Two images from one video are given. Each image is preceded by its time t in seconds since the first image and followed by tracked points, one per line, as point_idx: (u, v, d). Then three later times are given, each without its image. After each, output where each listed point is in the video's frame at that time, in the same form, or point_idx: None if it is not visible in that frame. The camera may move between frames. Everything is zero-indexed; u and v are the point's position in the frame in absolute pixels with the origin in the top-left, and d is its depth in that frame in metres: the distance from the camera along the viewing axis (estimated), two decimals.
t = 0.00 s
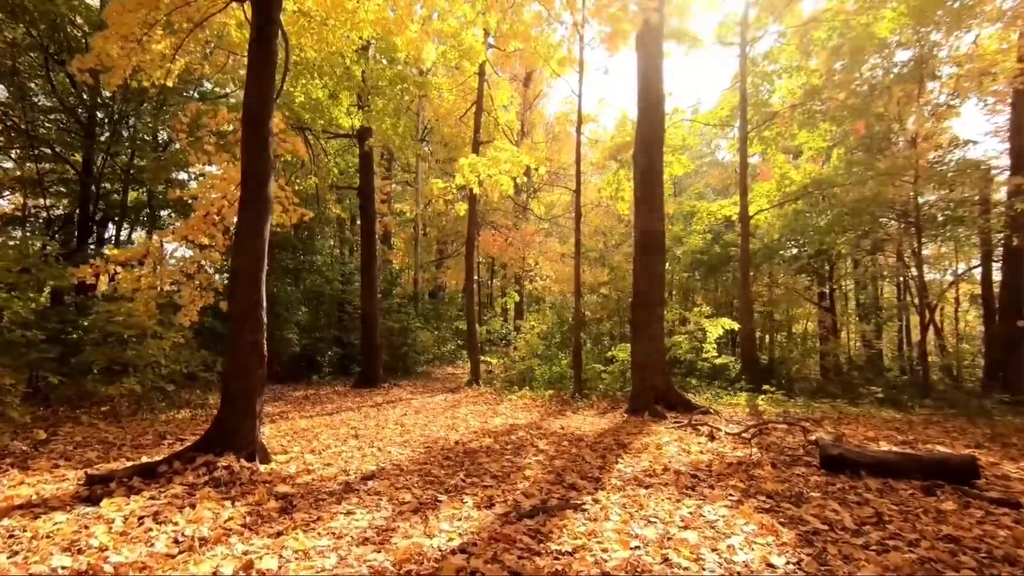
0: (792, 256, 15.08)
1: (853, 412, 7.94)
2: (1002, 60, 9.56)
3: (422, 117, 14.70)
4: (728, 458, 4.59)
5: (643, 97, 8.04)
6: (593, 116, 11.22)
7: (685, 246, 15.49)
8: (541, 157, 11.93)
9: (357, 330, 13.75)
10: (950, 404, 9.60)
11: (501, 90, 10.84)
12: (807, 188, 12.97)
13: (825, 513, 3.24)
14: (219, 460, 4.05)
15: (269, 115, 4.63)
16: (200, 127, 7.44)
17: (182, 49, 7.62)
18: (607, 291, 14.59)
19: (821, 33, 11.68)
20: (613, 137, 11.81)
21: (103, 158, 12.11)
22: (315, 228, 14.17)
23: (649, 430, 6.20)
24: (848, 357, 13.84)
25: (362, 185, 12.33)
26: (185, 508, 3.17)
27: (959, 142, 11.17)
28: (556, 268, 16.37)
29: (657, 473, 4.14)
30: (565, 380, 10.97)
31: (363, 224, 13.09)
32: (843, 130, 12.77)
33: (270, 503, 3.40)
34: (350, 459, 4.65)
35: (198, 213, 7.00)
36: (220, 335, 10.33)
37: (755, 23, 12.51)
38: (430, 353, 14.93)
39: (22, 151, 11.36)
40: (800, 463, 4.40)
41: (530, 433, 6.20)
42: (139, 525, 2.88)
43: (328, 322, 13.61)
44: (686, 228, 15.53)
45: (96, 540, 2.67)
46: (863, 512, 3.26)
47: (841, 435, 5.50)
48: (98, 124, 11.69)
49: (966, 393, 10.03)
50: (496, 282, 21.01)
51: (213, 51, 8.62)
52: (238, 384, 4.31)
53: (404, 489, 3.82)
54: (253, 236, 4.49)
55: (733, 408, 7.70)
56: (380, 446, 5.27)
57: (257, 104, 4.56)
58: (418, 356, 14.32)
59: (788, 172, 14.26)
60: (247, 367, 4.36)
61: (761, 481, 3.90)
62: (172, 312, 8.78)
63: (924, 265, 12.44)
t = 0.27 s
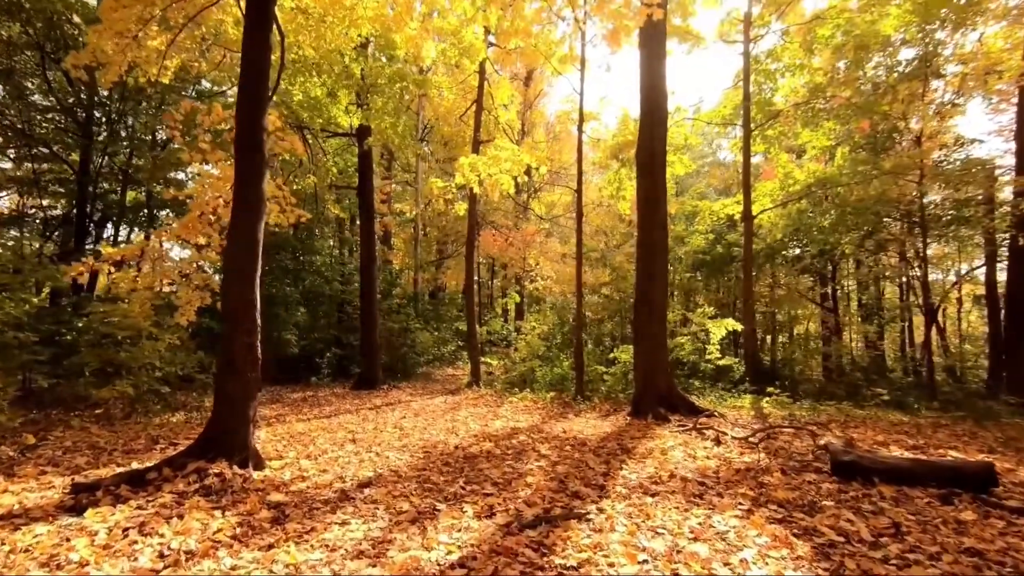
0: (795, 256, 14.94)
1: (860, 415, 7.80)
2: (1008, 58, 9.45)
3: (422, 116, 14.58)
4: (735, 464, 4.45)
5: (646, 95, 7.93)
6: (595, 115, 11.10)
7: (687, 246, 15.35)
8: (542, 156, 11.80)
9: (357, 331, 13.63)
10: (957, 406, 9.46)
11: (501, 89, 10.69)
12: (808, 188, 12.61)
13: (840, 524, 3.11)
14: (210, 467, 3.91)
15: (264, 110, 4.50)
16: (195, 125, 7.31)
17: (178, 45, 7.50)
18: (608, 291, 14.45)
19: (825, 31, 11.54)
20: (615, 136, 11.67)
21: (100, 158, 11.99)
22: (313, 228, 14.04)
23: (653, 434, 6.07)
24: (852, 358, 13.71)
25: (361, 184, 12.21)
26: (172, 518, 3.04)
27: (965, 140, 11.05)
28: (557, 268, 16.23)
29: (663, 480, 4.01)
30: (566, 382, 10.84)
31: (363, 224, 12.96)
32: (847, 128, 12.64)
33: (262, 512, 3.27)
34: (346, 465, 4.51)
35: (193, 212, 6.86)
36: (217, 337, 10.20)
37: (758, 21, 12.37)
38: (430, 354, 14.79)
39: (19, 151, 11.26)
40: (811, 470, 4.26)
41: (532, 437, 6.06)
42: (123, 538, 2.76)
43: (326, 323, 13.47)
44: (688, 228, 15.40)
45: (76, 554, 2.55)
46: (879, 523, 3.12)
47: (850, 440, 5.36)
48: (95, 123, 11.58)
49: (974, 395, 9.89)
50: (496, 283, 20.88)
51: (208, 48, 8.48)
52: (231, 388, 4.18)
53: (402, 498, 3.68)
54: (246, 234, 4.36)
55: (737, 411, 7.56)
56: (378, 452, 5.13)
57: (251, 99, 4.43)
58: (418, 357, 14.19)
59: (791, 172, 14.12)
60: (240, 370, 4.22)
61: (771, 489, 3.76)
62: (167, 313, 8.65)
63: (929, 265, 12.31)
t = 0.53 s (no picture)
0: (799, 255, 14.81)
1: (867, 416, 7.68)
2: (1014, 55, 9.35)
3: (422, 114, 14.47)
4: (744, 467, 4.33)
5: (650, 92, 7.83)
6: (597, 113, 10.99)
7: (690, 245, 15.23)
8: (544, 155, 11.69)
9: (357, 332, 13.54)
10: (965, 407, 9.35)
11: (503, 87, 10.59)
12: (813, 187, 12.47)
13: (855, 530, 3.00)
14: (205, 470, 3.81)
15: (261, 106, 4.40)
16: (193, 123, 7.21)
17: (178, 42, 7.41)
18: (611, 291, 14.34)
19: (830, 28, 11.42)
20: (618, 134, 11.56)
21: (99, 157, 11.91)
22: (313, 227, 13.94)
23: (658, 436, 5.95)
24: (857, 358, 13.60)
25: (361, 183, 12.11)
26: (163, 524, 2.93)
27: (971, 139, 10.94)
28: (558, 267, 16.12)
29: (670, 484, 3.90)
30: (569, 383, 10.73)
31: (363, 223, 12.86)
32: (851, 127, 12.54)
33: (257, 517, 3.17)
34: (345, 468, 4.40)
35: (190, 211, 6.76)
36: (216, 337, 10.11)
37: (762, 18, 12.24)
38: (431, 354, 14.69)
39: (18, 150, 11.19)
40: (822, 473, 4.14)
41: (535, 439, 5.95)
42: (111, 545, 2.65)
43: (327, 322, 13.38)
44: (690, 227, 15.28)
45: (61, 563, 2.44)
46: (896, 530, 3.01)
47: (860, 442, 5.24)
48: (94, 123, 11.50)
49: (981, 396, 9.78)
50: (498, 282, 20.78)
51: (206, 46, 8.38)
52: (227, 389, 4.08)
53: (401, 502, 3.58)
54: (243, 232, 4.26)
55: (743, 412, 7.44)
56: (378, 454, 5.02)
57: (248, 94, 4.33)
58: (419, 357, 14.09)
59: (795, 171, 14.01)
60: (236, 370, 4.12)
61: (782, 493, 3.64)
62: (165, 313, 8.55)
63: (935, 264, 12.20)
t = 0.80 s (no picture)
0: (806, 255, 14.66)
1: (879, 418, 7.52)
2: None
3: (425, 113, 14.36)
4: (758, 472, 4.18)
5: (657, 88, 7.68)
6: (603, 110, 10.85)
7: (695, 245, 15.07)
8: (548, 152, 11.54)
9: (359, 332, 13.43)
10: (976, 408, 9.20)
11: (507, 84, 10.45)
12: (823, 185, 12.18)
13: (882, 540, 2.85)
14: (201, 475, 3.68)
15: (259, 99, 4.26)
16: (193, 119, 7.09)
17: (178, 37, 7.30)
18: (615, 291, 14.19)
19: (838, 24, 11.25)
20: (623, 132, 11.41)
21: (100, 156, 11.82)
22: (315, 227, 13.82)
23: (667, 438, 5.80)
24: (864, 359, 13.45)
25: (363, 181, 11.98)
26: (154, 533, 2.79)
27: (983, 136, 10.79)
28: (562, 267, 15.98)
29: (683, 489, 3.75)
30: (573, 384, 10.58)
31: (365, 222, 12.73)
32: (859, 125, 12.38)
33: (254, 525, 3.03)
34: (345, 472, 4.26)
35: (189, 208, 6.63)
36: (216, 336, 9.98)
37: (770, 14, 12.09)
38: (433, 354, 14.57)
39: (17, 148, 11.11)
40: (840, 479, 3.99)
41: (540, 441, 5.81)
42: (99, 556, 2.52)
43: (328, 323, 13.26)
44: (696, 226, 15.12)
45: None
46: (924, 539, 2.86)
47: (877, 445, 5.08)
48: (95, 120, 11.42)
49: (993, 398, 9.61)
50: (500, 283, 20.64)
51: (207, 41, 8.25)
52: (224, 390, 3.94)
53: (405, 509, 3.43)
54: (240, 228, 4.13)
55: (752, 414, 7.29)
56: (380, 457, 4.88)
57: (245, 87, 4.19)
58: (421, 358, 13.97)
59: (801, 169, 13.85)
60: (232, 371, 3.98)
61: (801, 500, 3.49)
62: (164, 313, 8.43)
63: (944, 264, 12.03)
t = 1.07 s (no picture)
0: (812, 255, 14.49)
1: (890, 420, 7.37)
2: None
3: (428, 112, 14.24)
4: (772, 479, 4.03)
5: (663, 85, 7.54)
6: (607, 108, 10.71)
7: (700, 245, 14.92)
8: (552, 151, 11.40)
9: (361, 332, 13.31)
10: (988, 411, 9.04)
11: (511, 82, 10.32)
12: (830, 183, 11.93)
13: (907, 553, 2.71)
14: (196, 482, 3.55)
15: (256, 95, 4.14)
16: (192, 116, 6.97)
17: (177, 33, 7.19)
18: (619, 291, 14.05)
19: (847, 20, 11.10)
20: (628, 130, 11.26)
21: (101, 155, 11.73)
22: (317, 226, 13.71)
23: (675, 443, 5.66)
24: (872, 360, 13.28)
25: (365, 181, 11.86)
26: (144, 546, 2.67)
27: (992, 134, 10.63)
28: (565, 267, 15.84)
29: (695, 498, 3.61)
30: (578, 386, 10.43)
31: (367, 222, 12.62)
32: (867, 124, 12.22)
33: (249, 535, 2.91)
34: (345, 479, 4.13)
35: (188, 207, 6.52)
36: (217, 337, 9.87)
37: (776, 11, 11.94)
38: (436, 355, 14.45)
39: (17, 148, 11.04)
40: (857, 486, 3.84)
41: (545, 446, 5.67)
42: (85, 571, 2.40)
43: (330, 323, 13.14)
44: (701, 226, 14.96)
45: None
46: (951, 553, 2.72)
47: (893, 450, 4.93)
48: (96, 120, 11.33)
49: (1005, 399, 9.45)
50: (503, 283, 20.51)
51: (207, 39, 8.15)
52: (219, 394, 3.82)
53: (406, 518, 3.30)
54: (237, 227, 4.01)
55: (760, 417, 7.15)
56: (380, 462, 4.75)
57: (242, 82, 4.07)
58: (424, 359, 13.84)
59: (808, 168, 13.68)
60: (229, 374, 3.86)
61: (819, 509, 3.35)
62: (163, 313, 8.31)
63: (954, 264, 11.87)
